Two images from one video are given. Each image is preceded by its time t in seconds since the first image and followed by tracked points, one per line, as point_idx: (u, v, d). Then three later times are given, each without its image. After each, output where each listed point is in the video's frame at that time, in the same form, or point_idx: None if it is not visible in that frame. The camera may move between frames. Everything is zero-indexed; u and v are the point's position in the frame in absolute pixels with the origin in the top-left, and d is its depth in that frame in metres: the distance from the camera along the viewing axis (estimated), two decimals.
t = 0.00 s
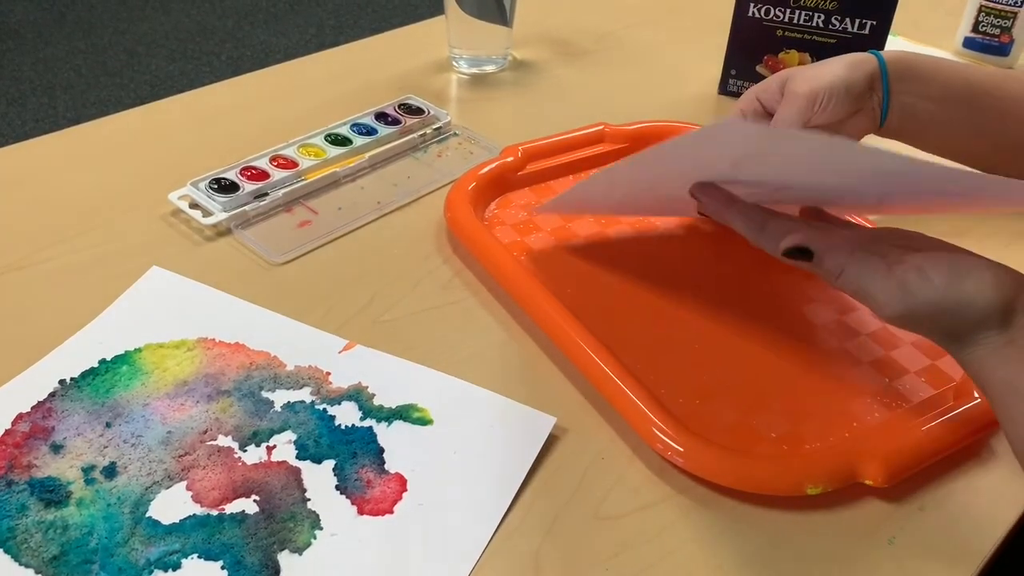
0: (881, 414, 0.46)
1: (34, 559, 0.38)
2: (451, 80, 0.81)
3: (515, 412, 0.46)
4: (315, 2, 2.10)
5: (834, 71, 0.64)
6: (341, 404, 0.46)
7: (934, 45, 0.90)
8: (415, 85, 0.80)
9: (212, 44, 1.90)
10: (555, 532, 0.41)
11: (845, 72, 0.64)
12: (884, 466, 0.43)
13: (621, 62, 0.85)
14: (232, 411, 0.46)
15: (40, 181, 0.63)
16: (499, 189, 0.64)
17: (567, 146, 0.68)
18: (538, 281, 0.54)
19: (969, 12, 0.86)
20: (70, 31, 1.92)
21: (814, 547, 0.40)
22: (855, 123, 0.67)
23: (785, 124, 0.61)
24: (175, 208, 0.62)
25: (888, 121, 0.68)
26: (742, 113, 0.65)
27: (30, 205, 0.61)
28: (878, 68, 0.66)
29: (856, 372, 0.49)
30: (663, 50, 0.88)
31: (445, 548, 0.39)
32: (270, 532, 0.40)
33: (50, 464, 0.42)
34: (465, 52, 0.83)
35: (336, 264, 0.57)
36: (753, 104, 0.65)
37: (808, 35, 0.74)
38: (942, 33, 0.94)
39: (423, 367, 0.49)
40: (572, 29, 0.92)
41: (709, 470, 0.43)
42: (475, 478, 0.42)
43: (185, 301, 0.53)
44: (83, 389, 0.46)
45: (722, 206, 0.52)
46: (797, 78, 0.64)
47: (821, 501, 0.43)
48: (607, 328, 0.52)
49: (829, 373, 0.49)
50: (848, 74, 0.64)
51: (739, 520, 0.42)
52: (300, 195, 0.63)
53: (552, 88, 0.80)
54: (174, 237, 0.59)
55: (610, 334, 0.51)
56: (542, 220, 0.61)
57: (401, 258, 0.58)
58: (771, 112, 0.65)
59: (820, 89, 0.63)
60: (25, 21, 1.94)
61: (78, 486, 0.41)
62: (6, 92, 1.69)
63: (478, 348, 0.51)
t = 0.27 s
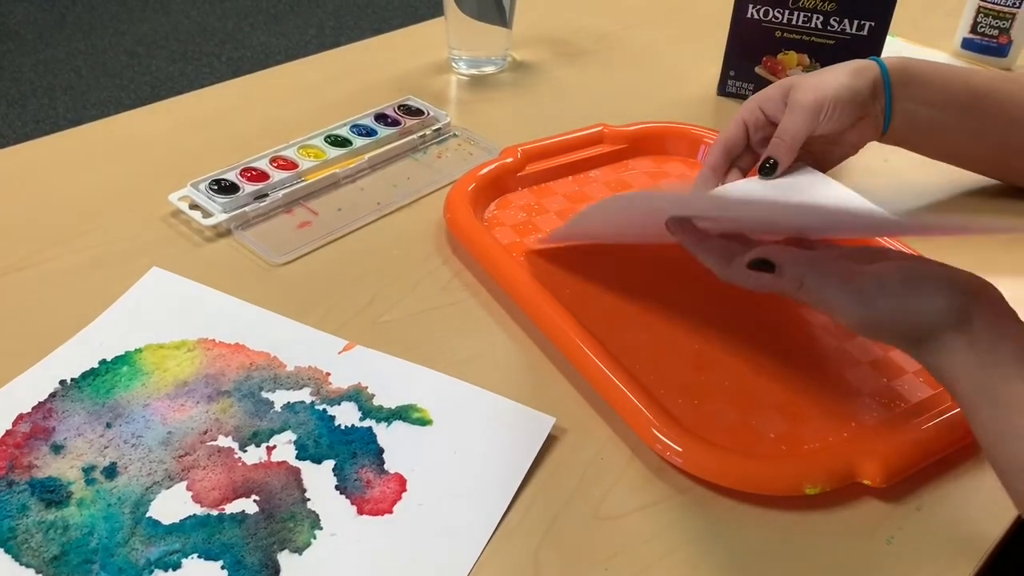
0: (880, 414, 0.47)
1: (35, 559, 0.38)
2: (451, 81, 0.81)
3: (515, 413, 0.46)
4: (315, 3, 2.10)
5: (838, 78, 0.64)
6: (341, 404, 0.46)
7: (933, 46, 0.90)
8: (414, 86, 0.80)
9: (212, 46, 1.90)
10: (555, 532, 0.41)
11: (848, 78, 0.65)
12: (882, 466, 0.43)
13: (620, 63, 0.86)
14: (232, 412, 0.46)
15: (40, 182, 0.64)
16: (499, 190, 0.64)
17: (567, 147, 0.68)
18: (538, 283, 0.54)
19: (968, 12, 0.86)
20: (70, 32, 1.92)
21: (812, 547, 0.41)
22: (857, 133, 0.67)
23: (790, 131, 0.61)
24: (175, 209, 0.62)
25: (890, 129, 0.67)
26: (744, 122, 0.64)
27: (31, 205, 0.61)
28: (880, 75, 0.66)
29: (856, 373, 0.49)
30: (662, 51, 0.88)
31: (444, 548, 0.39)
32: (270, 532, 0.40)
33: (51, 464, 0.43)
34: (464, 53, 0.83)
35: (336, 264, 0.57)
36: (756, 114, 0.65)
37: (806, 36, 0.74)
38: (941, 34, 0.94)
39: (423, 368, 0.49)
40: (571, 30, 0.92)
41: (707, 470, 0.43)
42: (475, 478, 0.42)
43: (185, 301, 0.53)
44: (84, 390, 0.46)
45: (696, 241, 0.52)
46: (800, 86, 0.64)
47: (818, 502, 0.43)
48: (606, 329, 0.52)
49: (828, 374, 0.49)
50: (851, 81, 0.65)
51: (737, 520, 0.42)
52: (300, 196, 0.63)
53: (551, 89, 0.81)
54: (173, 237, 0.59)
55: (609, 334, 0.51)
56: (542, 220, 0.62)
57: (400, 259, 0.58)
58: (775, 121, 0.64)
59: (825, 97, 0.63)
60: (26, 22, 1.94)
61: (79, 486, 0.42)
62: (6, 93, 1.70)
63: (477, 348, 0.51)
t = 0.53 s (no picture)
0: (879, 415, 0.47)
1: (35, 559, 0.39)
2: (451, 83, 0.81)
3: (514, 413, 0.46)
4: (315, 4, 2.10)
5: (839, 80, 0.64)
6: (342, 404, 0.47)
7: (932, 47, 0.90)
8: (414, 88, 0.80)
9: (212, 47, 1.90)
10: (554, 533, 0.41)
11: (850, 82, 0.64)
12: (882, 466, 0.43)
13: (620, 64, 0.86)
14: (232, 412, 0.46)
15: (41, 183, 0.64)
16: (499, 191, 0.64)
17: (566, 147, 0.69)
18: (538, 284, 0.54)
19: (968, 12, 0.86)
20: (70, 34, 1.92)
21: (810, 547, 0.41)
22: (854, 136, 0.67)
23: (785, 131, 0.61)
24: (175, 210, 0.62)
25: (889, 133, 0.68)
26: (742, 115, 0.65)
27: (31, 206, 0.61)
28: (883, 80, 0.65)
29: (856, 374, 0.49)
30: (662, 52, 0.88)
31: (443, 548, 0.39)
32: (271, 532, 0.40)
33: (52, 465, 0.43)
34: (464, 54, 0.83)
35: (336, 265, 0.57)
36: (754, 107, 0.65)
37: (806, 38, 0.74)
38: (940, 36, 0.94)
39: (423, 369, 0.49)
40: (571, 32, 0.92)
41: (706, 470, 0.43)
42: (474, 479, 0.42)
43: (185, 303, 0.53)
44: (85, 391, 0.47)
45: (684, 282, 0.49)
46: (799, 84, 0.64)
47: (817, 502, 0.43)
48: (605, 330, 0.52)
49: (827, 375, 0.49)
50: (853, 85, 0.64)
51: (735, 520, 0.42)
52: (300, 197, 0.63)
53: (551, 90, 0.81)
54: (173, 238, 0.59)
55: (608, 335, 0.51)
56: (541, 221, 0.62)
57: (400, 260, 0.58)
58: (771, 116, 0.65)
59: (823, 99, 0.62)
60: (26, 23, 1.94)
61: (80, 486, 0.42)
62: (6, 95, 1.70)
63: (477, 349, 0.51)
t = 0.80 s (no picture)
0: (876, 415, 0.47)
1: (35, 559, 0.39)
2: (450, 85, 0.81)
3: (513, 414, 0.47)
4: (315, 6, 2.11)
5: None
6: (340, 406, 0.47)
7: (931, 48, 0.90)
8: (414, 89, 0.80)
9: (212, 48, 1.90)
10: (552, 533, 0.41)
11: None
12: (878, 466, 0.43)
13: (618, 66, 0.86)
14: (231, 413, 0.46)
15: (41, 185, 0.64)
16: (497, 193, 0.64)
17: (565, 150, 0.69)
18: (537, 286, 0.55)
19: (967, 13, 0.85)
20: (71, 35, 1.92)
21: (807, 548, 0.41)
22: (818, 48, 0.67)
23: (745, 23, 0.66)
24: (175, 212, 0.62)
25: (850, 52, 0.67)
26: None
27: (32, 208, 0.62)
28: None
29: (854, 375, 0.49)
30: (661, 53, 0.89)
31: (442, 548, 0.40)
32: (270, 533, 0.40)
33: (51, 466, 0.43)
34: (463, 56, 0.83)
35: (335, 266, 0.58)
36: None
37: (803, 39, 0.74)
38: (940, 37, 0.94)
39: (421, 369, 0.49)
40: (570, 33, 0.92)
41: (703, 470, 0.43)
42: (472, 479, 0.43)
43: (185, 304, 0.53)
44: (84, 392, 0.47)
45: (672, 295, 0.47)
46: None
47: (813, 501, 0.43)
48: (603, 331, 0.52)
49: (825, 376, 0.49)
50: None
51: (733, 521, 0.42)
52: (299, 199, 0.64)
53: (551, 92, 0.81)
54: (173, 240, 0.59)
55: (606, 335, 0.52)
56: (540, 222, 0.62)
57: (399, 262, 0.58)
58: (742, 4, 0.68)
59: None
60: (26, 25, 1.95)
61: (79, 487, 0.42)
62: (7, 96, 1.70)
63: (476, 350, 0.51)
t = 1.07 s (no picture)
0: (875, 416, 0.47)
1: (36, 560, 0.39)
2: (450, 86, 0.81)
3: (512, 415, 0.47)
4: (315, 7, 2.11)
5: None
6: (340, 406, 0.47)
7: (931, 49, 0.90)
8: (414, 91, 0.80)
9: (213, 50, 1.91)
10: (552, 533, 0.41)
11: None
12: (877, 466, 0.43)
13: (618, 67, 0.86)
14: (231, 414, 0.46)
15: (42, 187, 0.64)
16: (497, 195, 0.65)
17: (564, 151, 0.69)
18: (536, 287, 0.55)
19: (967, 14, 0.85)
20: (72, 37, 1.92)
21: (806, 548, 0.41)
22: None
23: None
24: (176, 213, 0.62)
25: None
26: None
27: (33, 210, 0.62)
28: None
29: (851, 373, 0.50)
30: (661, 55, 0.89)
31: (441, 548, 0.40)
32: (270, 533, 0.40)
33: (52, 467, 0.43)
34: (464, 58, 0.83)
35: (336, 267, 0.58)
36: None
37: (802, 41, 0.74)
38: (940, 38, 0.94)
39: (421, 371, 0.49)
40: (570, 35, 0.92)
41: (703, 470, 0.43)
42: (472, 480, 0.43)
43: (186, 306, 0.53)
44: (85, 393, 0.47)
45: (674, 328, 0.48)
46: None
47: (812, 502, 0.43)
48: (598, 328, 0.52)
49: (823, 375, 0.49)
50: None
51: (732, 521, 0.42)
52: (299, 200, 0.64)
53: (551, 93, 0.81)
54: (174, 241, 0.59)
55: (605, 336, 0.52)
56: (539, 224, 0.62)
57: (399, 263, 0.59)
58: None
59: None
60: (27, 27, 1.95)
61: (80, 487, 0.42)
62: (8, 98, 1.70)
63: (476, 350, 0.52)
